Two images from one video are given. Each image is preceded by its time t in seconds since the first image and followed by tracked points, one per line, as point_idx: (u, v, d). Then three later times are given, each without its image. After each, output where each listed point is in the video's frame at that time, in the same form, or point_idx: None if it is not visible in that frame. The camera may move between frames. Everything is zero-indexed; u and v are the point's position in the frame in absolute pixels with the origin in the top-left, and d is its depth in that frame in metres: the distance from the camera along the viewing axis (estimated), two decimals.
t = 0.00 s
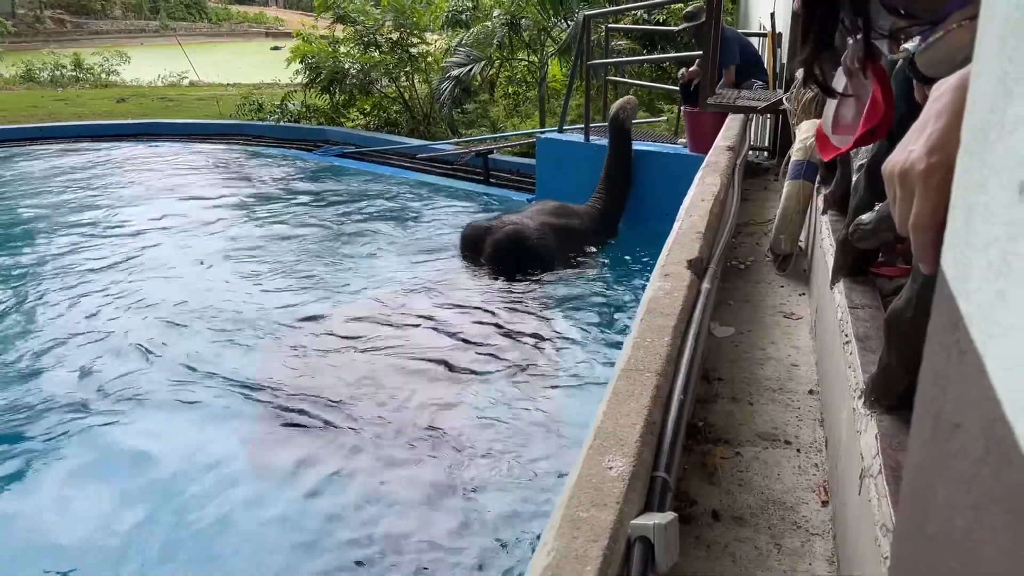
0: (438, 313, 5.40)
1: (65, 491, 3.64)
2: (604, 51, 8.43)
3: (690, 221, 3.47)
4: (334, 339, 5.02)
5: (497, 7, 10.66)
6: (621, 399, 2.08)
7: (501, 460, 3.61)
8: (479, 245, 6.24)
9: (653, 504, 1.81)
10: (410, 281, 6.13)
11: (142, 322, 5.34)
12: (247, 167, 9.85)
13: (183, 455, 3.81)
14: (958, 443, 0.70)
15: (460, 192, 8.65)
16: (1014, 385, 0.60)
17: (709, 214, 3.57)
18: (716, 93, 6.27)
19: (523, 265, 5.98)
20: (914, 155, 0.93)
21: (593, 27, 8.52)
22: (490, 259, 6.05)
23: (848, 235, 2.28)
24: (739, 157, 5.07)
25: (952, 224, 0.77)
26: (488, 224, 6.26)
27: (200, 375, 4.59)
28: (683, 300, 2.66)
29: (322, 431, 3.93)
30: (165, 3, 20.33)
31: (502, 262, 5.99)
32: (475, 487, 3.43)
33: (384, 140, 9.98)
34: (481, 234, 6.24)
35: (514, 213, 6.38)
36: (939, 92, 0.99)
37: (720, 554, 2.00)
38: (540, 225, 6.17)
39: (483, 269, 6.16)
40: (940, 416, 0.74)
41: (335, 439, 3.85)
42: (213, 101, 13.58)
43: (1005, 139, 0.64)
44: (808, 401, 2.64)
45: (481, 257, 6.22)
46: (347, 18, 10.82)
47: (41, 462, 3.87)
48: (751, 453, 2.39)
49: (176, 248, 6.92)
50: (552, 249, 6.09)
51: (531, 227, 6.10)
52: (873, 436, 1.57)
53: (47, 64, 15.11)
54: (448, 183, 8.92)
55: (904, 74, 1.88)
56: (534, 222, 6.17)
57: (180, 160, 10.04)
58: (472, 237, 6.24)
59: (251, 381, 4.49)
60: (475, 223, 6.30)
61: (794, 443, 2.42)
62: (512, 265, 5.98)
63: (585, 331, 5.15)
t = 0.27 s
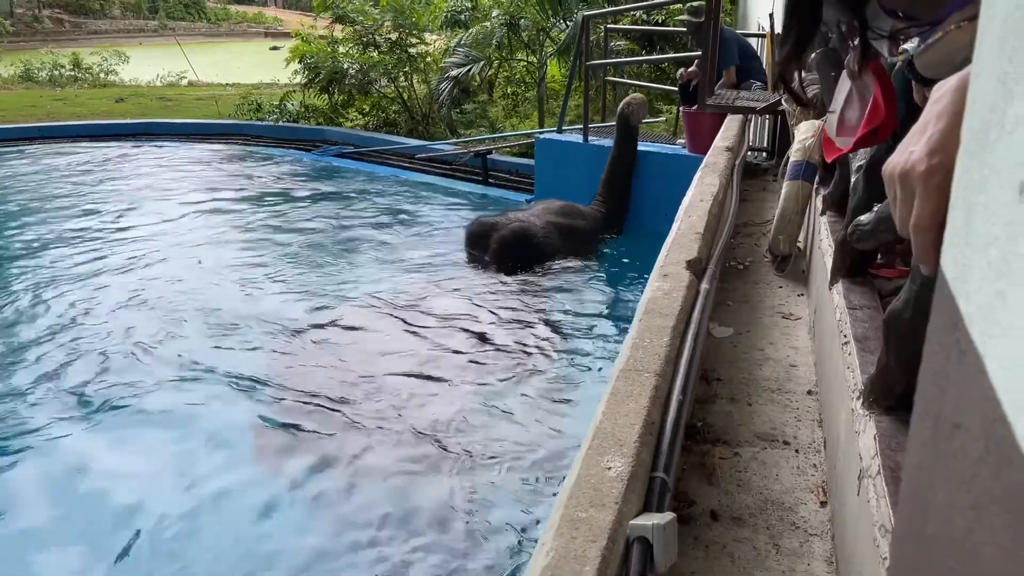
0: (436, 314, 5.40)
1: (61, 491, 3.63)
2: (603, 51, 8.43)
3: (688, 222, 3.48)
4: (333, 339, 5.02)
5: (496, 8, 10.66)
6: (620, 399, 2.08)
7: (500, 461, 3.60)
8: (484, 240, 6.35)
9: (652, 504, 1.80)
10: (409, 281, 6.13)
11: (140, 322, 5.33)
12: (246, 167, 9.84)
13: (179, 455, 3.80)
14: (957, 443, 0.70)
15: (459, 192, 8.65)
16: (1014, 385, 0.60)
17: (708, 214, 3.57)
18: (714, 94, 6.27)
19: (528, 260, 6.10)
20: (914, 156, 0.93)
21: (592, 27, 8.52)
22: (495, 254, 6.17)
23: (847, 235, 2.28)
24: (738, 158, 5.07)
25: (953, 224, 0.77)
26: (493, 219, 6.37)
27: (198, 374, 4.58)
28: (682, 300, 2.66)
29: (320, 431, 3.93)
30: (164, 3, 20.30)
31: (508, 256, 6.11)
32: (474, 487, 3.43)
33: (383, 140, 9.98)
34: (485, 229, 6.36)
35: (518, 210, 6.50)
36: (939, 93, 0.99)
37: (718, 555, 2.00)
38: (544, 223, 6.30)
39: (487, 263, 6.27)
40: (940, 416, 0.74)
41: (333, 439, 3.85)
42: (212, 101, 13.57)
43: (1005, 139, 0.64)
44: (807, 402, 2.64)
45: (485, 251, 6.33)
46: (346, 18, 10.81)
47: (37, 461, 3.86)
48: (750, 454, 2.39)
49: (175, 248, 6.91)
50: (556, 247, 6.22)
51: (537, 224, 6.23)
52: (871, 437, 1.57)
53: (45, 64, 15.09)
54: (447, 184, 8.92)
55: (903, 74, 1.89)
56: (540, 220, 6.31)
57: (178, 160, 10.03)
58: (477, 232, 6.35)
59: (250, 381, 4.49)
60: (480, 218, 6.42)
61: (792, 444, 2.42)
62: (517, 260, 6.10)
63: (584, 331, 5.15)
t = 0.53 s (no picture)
0: (435, 314, 5.40)
1: (57, 491, 3.62)
2: (603, 52, 8.44)
3: (687, 222, 3.48)
4: (332, 339, 5.01)
5: (496, 8, 10.68)
6: (619, 399, 2.08)
7: (499, 461, 3.60)
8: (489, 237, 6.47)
9: (651, 504, 1.80)
10: (408, 281, 6.13)
11: (138, 322, 5.33)
12: (244, 167, 9.84)
13: (176, 456, 3.79)
14: (957, 443, 0.70)
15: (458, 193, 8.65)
16: (1014, 385, 0.59)
17: (707, 215, 3.57)
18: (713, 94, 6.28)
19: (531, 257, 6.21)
20: (913, 156, 0.94)
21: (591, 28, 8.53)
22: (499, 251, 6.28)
23: (846, 236, 2.28)
24: (737, 158, 5.07)
25: (952, 224, 0.77)
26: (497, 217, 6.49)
27: (197, 374, 4.58)
28: (681, 301, 2.66)
29: (318, 431, 3.92)
30: (163, 3, 20.30)
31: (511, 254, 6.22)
32: (473, 487, 3.43)
33: (383, 140, 9.98)
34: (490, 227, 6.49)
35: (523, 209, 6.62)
36: (937, 93, 0.99)
37: (717, 555, 2.00)
38: (548, 221, 6.41)
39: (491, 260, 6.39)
40: (940, 415, 0.74)
41: (332, 438, 3.85)
42: (211, 101, 13.56)
43: (1005, 138, 0.64)
44: (806, 402, 2.65)
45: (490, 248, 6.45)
46: (346, 18, 10.82)
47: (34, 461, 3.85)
48: (748, 454, 2.39)
49: (174, 248, 6.90)
50: (559, 244, 6.32)
51: (540, 222, 6.34)
52: (870, 437, 1.57)
53: (44, 63, 15.08)
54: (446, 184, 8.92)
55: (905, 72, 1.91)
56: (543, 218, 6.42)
57: (177, 160, 10.02)
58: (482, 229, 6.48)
59: (249, 381, 4.48)
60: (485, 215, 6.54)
61: (791, 444, 2.43)
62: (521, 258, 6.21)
63: (583, 331, 5.15)
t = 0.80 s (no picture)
0: (434, 314, 5.39)
1: (54, 491, 3.61)
2: (602, 52, 8.44)
3: (687, 223, 3.47)
4: (331, 339, 5.01)
5: (495, 8, 10.68)
6: (618, 399, 2.08)
7: (498, 461, 3.59)
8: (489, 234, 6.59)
9: (650, 504, 1.80)
10: (407, 281, 6.13)
11: (136, 322, 5.32)
12: (244, 166, 9.83)
13: (174, 456, 3.78)
14: (958, 442, 0.70)
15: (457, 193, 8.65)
16: (1014, 384, 0.60)
17: (706, 215, 3.58)
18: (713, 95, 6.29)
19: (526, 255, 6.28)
20: (912, 155, 0.94)
21: (591, 28, 8.53)
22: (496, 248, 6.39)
23: (845, 237, 2.28)
24: (736, 159, 5.08)
25: (952, 223, 0.77)
26: (498, 214, 6.61)
27: (195, 374, 4.57)
28: (680, 301, 2.66)
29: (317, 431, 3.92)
30: (162, 2, 20.29)
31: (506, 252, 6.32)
32: (472, 486, 3.42)
33: (382, 141, 9.98)
34: (491, 224, 6.60)
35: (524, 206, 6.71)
36: (937, 92, 0.99)
37: (716, 555, 2.00)
38: (546, 218, 6.47)
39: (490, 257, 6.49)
40: (941, 414, 0.74)
41: (330, 438, 3.85)
42: (211, 101, 13.56)
43: (1006, 137, 0.64)
44: (805, 403, 2.64)
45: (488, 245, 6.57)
46: (346, 18, 10.82)
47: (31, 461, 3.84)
48: (747, 454, 2.39)
49: (172, 248, 6.89)
50: (555, 242, 6.38)
51: (537, 220, 6.41)
52: (869, 437, 1.57)
53: (43, 63, 15.06)
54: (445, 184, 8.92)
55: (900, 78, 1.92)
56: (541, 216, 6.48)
57: (176, 160, 10.02)
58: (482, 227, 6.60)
59: (247, 381, 4.48)
60: (487, 213, 6.66)
61: (790, 445, 2.43)
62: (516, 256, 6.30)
63: (582, 331, 5.15)
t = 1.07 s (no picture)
0: (434, 313, 5.39)
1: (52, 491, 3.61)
2: (602, 53, 8.44)
3: (687, 223, 3.47)
4: (330, 338, 5.01)
5: (495, 9, 10.69)
6: (618, 399, 2.08)
7: (498, 461, 3.59)
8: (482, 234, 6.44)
9: (649, 504, 1.80)
10: (407, 281, 6.13)
11: (136, 322, 5.32)
12: (243, 166, 9.83)
13: (172, 456, 3.78)
14: (958, 441, 0.70)
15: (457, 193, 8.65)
16: (1015, 383, 0.59)
17: (706, 216, 3.58)
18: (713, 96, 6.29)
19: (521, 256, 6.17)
20: (911, 155, 0.94)
21: (591, 29, 8.53)
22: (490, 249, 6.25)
23: (845, 237, 2.27)
24: (736, 160, 5.08)
25: (952, 222, 0.77)
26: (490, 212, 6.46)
27: (195, 373, 4.57)
28: (679, 301, 2.66)
29: (315, 431, 3.92)
30: (163, 2, 20.30)
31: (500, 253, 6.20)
32: (471, 486, 3.42)
33: (382, 141, 9.98)
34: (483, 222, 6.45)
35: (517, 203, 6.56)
36: (936, 92, 0.99)
37: (715, 556, 2.00)
38: (540, 217, 6.34)
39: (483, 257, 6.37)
40: (940, 414, 0.74)
41: (330, 438, 3.85)
42: (211, 101, 13.56)
43: (1006, 137, 0.64)
44: (804, 403, 2.64)
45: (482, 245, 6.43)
46: (346, 18, 10.82)
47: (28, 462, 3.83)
48: (747, 455, 2.39)
49: (172, 248, 6.89)
50: (550, 242, 6.27)
51: (531, 219, 6.27)
52: (869, 438, 1.57)
53: (43, 62, 15.06)
54: (445, 184, 8.92)
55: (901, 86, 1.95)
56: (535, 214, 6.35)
57: (176, 159, 10.01)
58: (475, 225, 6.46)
59: (246, 381, 4.48)
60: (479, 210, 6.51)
61: (789, 445, 2.43)
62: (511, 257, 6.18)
63: (581, 331, 5.15)
